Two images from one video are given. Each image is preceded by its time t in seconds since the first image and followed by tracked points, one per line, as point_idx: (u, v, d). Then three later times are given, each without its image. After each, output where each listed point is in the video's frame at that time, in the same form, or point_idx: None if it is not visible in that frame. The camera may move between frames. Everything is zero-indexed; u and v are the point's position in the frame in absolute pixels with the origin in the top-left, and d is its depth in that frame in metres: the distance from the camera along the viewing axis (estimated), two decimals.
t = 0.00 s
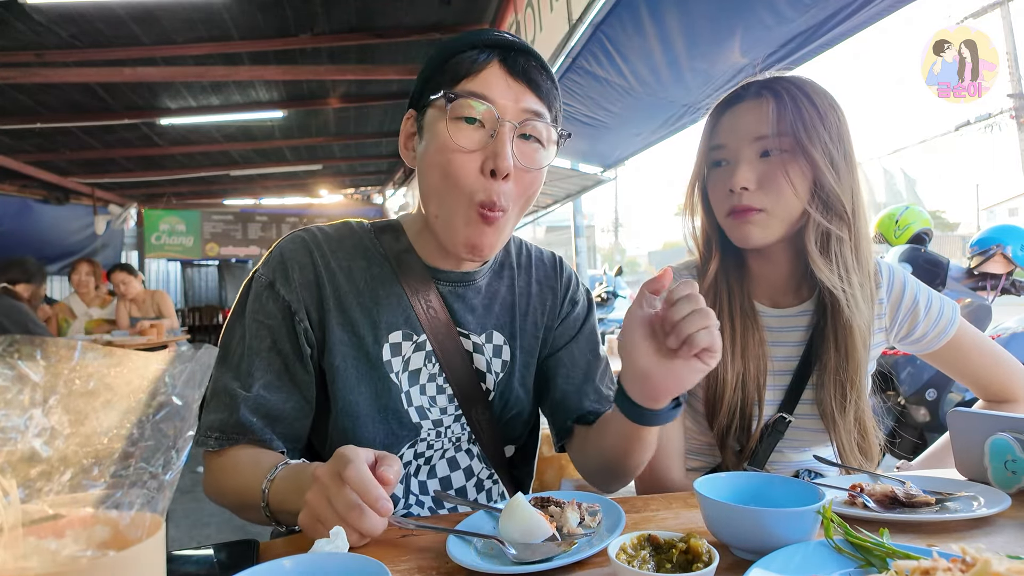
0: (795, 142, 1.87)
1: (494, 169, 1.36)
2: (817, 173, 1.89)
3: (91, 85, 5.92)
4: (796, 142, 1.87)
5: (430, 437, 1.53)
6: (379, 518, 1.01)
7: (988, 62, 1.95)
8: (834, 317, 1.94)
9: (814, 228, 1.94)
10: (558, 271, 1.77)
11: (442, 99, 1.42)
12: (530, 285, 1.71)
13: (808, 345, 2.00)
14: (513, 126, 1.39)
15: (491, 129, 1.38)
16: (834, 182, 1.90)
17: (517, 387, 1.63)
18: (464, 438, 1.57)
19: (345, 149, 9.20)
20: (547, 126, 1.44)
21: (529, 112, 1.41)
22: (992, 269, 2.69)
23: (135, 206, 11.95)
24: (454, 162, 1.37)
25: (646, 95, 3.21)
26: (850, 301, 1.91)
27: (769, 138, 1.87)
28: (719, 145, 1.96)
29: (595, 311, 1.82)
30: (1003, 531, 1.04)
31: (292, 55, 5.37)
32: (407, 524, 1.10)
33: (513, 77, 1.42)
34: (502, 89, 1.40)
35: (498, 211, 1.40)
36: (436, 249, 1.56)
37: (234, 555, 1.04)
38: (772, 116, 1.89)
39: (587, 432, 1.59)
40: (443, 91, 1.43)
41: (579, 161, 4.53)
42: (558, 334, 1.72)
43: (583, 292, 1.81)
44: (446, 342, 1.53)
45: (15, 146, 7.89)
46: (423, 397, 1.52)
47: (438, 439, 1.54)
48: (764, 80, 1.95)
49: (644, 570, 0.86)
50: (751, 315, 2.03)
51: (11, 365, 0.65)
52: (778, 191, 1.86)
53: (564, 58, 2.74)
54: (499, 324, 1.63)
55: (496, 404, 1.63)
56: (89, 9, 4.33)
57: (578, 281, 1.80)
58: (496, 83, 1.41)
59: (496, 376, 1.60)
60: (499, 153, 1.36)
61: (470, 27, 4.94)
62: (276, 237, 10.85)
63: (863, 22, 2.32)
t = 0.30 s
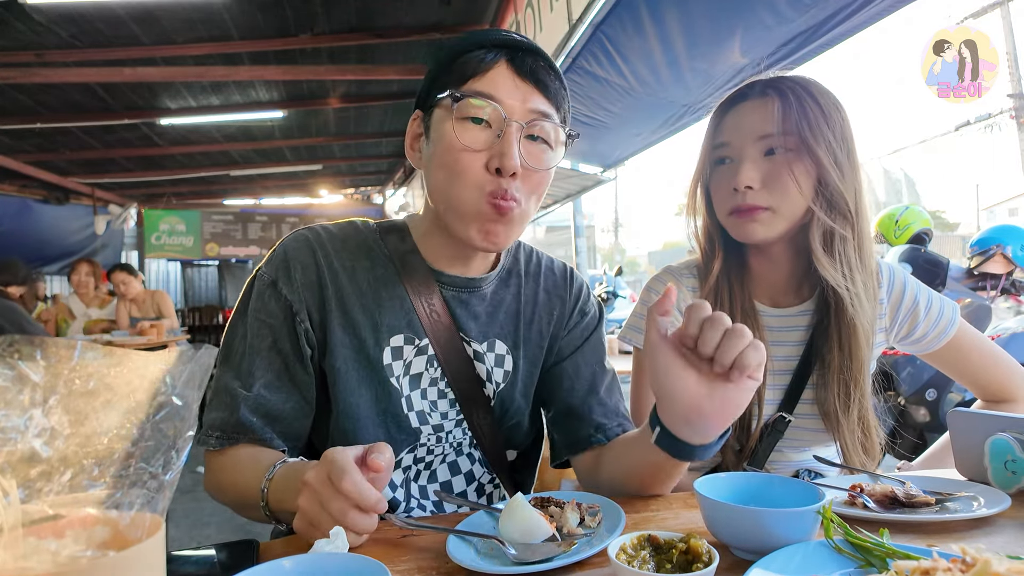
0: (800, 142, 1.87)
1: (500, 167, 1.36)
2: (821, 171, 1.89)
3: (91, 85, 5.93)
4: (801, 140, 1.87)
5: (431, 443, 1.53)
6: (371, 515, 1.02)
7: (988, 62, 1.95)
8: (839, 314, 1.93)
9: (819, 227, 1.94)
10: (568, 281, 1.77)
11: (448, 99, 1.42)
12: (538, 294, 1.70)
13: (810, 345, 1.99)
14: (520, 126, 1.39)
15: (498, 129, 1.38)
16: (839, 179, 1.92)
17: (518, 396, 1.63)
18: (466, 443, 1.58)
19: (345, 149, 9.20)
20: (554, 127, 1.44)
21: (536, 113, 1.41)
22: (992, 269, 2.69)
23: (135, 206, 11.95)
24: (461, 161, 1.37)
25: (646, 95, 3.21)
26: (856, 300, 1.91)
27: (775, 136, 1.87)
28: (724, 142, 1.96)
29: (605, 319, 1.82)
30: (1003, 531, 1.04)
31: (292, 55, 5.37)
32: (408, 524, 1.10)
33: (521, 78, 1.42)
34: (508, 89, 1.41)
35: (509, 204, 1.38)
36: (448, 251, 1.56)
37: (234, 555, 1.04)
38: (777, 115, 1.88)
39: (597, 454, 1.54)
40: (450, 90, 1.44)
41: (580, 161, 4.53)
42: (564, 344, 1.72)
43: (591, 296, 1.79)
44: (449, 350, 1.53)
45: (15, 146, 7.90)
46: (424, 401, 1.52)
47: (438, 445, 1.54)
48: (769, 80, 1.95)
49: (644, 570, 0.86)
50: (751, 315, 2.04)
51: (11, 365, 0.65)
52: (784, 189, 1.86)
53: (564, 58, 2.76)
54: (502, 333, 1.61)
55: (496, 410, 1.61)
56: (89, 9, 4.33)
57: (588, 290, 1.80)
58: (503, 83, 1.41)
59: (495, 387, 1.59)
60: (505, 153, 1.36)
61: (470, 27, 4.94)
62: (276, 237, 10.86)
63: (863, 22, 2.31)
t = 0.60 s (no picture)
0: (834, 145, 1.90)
1: (509, 174, 1.36)
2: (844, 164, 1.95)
3: (91, 85, 5.93)
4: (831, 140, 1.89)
5: (434, 452, 1.54)
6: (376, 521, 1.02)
7: (988, 62, 1.94)
8: (850, 296, 1.99)
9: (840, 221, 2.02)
10: (575, 285, 1.76)
11: (456, 101, 1.42)
12: (544, 300, 1.70)
13: (811, 334, 2.01)
14: (531, 129, 1.39)
15: (507, 131, 1.38)
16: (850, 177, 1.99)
17: (523, 402, 1.62)
18: (469, 449, 1.59)
19: (345, 149, 9.20)
20: (564, 130, 1.43)
21: (547, 115, 1.40)
22: (993, 269, 2.70)
23: (135, 206, 11.96)
24: (469, 165, 1.37)
25: (647, 95, 3.20)
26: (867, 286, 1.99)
27: (819, 140, 1.85)
28: (759, 144, 1.87)
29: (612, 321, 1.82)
30: (1005, 533, 1.04)
31: (292, 55, 5.37)
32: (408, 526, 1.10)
33: (531, 78, 1.42)
34: (518, 90, 1.40)
35: (508, 223, 1.40)
36: (443, 255, 1.55)
37: (233, 559, 1.04)
38: (813, 116, 1.87)
39: (601, 464, 1.55)
40: (457, 91, 1.43)
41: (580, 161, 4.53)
42: (573, 349, 1.72)
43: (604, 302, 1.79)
44: (454, 361, 1.52)
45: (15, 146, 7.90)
46: (428, 410, 1.52)
47: (442, 453, 1.56)
48: (790, 77, 1.92)
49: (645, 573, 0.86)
50: (748, 312, 2.00)
51: (10, 367, 0.66)
52: (818, 191, 1.86)
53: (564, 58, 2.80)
54: (509, 339, 1.61)
55: (500, 416, 1.61)
56: (89, 9, 4.33)
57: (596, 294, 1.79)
58: (513, 84, 1.40)
59: (501, 393, 1.59)
60: (515, 158, 1.36)
61: (470, 27, 4.95)
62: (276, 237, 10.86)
63: (863, 22, 2.31)
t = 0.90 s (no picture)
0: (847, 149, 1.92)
1: (486, 170, 1.36)
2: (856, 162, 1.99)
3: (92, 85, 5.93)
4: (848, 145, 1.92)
5: (427, 453, 1.55)
6: (375, 521, 1.02)
7: (988, 62, 1.94)
8: (845, 284, 2.04)
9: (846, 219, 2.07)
10: (566, 282, 1.76)
11: (430, 101, 1.42)
12: (534, 299, 1.70)
13: (808, 330, 2.03)
14: (507, 126, 1.38)
15: (483, 130, 1.38)
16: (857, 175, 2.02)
17: (515, 402, 1.62)
18: (463, 450, 1.59)
19: (346, 149, 9.21)
20: (541, 124, 1.43)
21: (523, 112, 1.40)
22: (992, 269, 2.70)
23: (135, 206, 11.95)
24: (444, 163, 1.37)
25: (646, 95, 3.20)
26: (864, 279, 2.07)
27: (835, 139, 1.87)
28: (785, 140, 1.86)
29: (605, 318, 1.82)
30: (1005, 533, 1.04)
31: (292, 55, 5.37)
32: (407, 526, 1.10)
33: (505, 74, 1.42)
34: (494, 88, 1.40)
35: (491, 203, 1.38)
36: (437, 255, 1.57)
37: (233, 558, 1.04)
38: (831, 115, 1.89)
39: (598, 461, 1.56)
40: (433, 91, 1.44)
41: (579, 161, 4.56)
42: (565, 349, 1.72)
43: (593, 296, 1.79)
44: (445, 362, 1.53)
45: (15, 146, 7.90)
46: (419, 412, 1.53)
47: (435, 455, 1.56)
48: (807, 75, 1.93)
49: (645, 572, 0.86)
50: (746, 310, 1.98)
51: (10, 367, 0.64)
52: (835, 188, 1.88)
53: (564, 57, 2.80)
54: (498, 340, 1.61)
55: (493, 416, 1.61)
56: (89, 9, 4.32)
57: (588, 291, 1.79)
58: (488, 82, 1.41)
59: (492, 394, 1.59)
60: (492, 155, 1.35)
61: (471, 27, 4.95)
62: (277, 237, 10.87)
63: (863, 22, 2.31)
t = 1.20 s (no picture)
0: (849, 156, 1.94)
1: (480, 173, 1.35)
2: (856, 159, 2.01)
3: (91, 85, 5.93)
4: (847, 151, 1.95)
5: (426, 452, 1.55)
6: (375, 521, 1.02)
7: (989, 62, 1.94)
8: (839, 284, 2.04)
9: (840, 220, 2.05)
10: (564, 281, 1.76)
11: (422, 103, 1.43)
12: (531, 298, 1.70)
13: (805, 330, 2.04)
14: (498, 127, 1.38)
15: (475, 130, 1.38)
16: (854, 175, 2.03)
17: (513, 401, 1.62)
18: (461, 449, 1.59)
19: (346, 149, 9.21)
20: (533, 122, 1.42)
21: (514, 111, 1.40)
22: (992, 270, 2.70)
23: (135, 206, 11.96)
24: (436, 166, 1.37)
25: (646, 95, 3.20)
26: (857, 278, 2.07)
27: (840, 142, 1.88)
28: (794, 143, 1.85)
29: (604, 317, 1.82)
30: (1005, 533, 1.04)
31: (292, 55, 5.38)
32: (409, 527, 1.09)
33: (495, 74, 1.42)
34: (484, 88, 1.40)
35: (487, 218, 1.39)
36: (428, 257, 1.56)
37: (233, 558, 1.04)
38: (833, 119, 1.90)
39: (598, 460, 1.56)
40: (424, 93, 1.44)
41: (579, 161, 4.56)
42: (563, 349, 1.72)
43: (592, 296, 1.81)
44: (443, 362, 1.53)
45: (15, 146, 7.92)
46: (417, 411, 1.53)
47: (434, 454, 1.56)
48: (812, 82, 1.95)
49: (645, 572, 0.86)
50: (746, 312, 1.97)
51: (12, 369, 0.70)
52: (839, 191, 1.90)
53: (564, 57, 2.80)
54: (496, 339, 1.61)
55: (491, 415, 1.61)
56: (89, 9, 4.32)
57: (586, 290, 1.79)
58: (478, 82, 1.41)
59: (490, 392, 1.59)
60: (484, 156, 1.35)
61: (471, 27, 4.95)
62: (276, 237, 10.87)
63: (863, 22, 2.31)
